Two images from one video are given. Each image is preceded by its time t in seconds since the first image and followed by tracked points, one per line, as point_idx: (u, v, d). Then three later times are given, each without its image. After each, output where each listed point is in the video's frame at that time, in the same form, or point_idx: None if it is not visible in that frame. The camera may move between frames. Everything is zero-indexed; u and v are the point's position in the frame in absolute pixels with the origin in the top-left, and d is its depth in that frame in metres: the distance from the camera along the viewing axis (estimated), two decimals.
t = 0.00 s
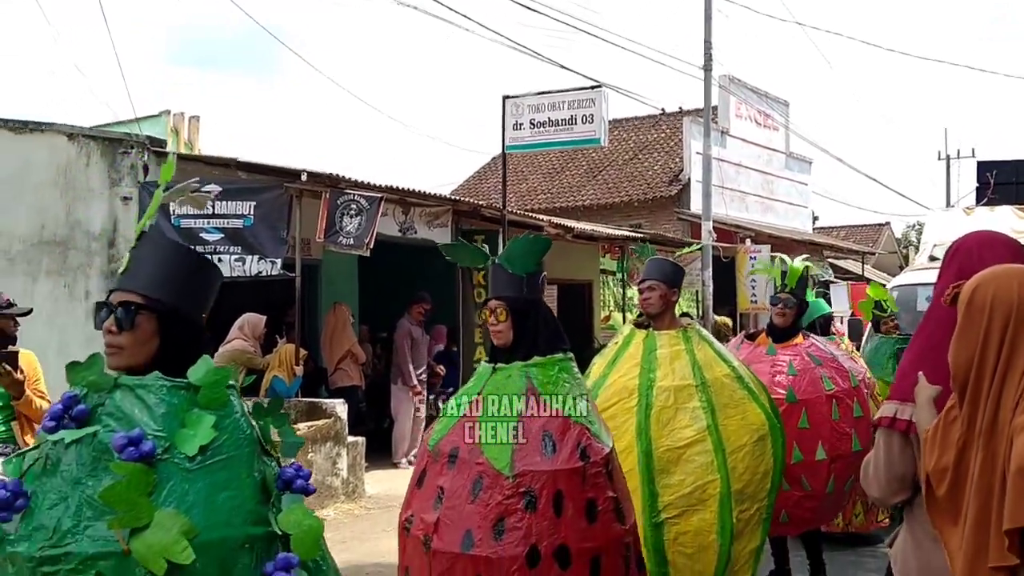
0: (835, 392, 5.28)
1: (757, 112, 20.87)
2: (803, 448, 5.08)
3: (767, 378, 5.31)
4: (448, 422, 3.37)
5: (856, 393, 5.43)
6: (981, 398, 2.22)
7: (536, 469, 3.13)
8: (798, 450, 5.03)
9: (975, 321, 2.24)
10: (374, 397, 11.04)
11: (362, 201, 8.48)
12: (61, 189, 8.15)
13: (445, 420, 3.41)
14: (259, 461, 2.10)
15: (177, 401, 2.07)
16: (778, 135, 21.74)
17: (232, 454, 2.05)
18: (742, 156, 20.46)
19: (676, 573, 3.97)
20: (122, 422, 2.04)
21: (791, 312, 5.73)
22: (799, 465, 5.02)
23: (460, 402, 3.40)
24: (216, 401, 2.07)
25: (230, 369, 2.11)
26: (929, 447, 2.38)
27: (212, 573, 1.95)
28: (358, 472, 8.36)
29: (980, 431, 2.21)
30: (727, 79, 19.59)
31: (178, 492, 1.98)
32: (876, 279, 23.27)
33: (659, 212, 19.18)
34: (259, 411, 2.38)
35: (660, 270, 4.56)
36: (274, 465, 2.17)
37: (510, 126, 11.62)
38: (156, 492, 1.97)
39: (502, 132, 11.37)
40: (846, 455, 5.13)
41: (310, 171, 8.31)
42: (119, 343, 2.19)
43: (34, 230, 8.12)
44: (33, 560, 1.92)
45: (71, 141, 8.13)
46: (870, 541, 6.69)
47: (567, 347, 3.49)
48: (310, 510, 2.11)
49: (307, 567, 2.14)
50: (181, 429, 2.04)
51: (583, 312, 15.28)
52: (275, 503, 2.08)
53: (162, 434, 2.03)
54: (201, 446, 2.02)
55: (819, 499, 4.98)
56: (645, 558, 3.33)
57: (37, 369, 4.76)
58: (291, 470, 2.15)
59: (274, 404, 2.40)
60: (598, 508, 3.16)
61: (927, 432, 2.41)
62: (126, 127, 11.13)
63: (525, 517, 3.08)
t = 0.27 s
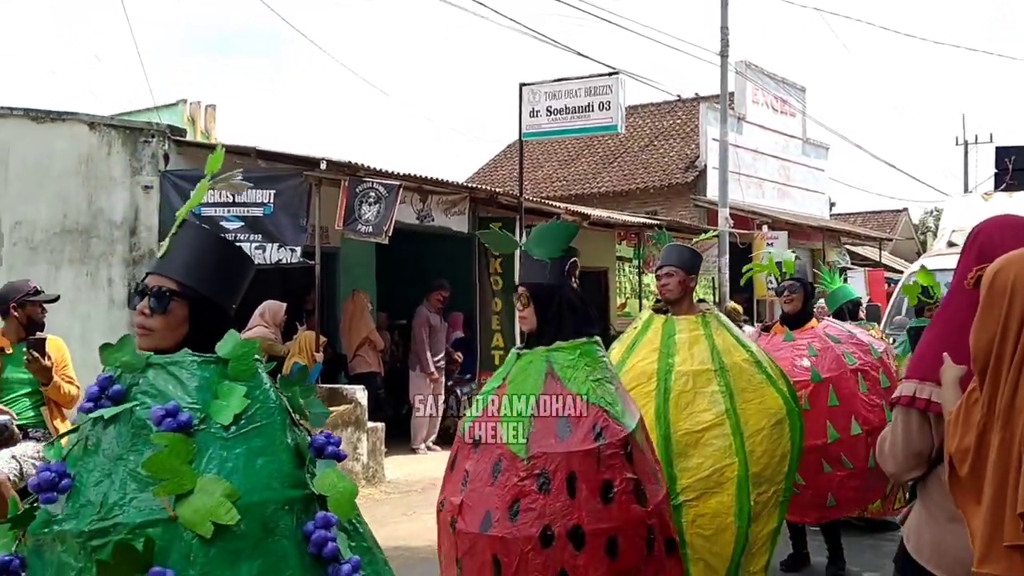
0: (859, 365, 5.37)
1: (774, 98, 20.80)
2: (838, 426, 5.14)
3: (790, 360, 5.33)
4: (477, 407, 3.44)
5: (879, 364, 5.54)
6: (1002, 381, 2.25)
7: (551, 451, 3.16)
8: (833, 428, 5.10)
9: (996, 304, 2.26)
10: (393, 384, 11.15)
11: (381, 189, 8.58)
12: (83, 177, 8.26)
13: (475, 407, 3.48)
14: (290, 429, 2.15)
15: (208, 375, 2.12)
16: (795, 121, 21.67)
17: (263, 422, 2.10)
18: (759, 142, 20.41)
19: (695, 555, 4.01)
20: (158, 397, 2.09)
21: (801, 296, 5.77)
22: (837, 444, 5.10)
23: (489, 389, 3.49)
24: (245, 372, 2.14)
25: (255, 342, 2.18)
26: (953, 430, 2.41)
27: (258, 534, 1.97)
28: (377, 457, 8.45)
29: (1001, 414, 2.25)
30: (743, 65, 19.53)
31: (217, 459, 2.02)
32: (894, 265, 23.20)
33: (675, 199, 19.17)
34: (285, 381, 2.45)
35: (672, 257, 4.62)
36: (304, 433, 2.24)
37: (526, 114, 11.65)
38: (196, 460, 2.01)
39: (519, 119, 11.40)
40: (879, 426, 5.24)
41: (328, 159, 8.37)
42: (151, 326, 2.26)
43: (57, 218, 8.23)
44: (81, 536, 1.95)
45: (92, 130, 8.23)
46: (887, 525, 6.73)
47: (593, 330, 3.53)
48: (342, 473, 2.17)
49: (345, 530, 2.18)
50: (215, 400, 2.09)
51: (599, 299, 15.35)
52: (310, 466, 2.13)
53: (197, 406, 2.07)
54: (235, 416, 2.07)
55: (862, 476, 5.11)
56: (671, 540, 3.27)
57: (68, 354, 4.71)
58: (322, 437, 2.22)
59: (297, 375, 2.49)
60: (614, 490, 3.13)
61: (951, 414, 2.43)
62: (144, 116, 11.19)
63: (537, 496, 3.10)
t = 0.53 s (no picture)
0: (867, 354, 5.36)
1: (788, 87, 20.70)
2: (844, 413, 5.17)
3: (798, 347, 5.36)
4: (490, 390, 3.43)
5: (889, 352, 5.51)
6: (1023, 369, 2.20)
7: (531, 441, 3.10)
8: (840, 416, 5.12)
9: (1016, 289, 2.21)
10: (407, 374, 11.19)
11: (395, 178, 8.55)
12: (99, 169, 8.30)
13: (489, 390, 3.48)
14: (321, 413, 2.21)
15: (244, 359, 2.16)
16: (809, 109, 21.56)
17: (297, 405, 2.15)
18: (773, 131, 20.33)
19: (711, 542, 4.03)
20: (195, 379, 2.12)
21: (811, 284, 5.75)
22: (842, 431, 5.12)
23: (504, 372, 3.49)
24: (280, 356, 2.19)
25: (289, 327, 2.23)
26: (974, 418, 2.35)
27: (296, 515, 2.01)
28: (392, 446, 8.49)
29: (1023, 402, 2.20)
30: (757, 53, 19.43)
31: (256, 441, 2.05)
32: (909, 254, 23.10)
33: (689, 188, 19.13)
34: (315, 366, 2.47)
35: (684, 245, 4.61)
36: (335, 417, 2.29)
37: (540, 103, 11.64)
38: (234, 443, 2.03)
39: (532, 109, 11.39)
40: (885, 415, 5.22)
41: (343, 149, 8.38)
42: (187, 311, 2.28)
43: (73, 210, 8.28)
44: (122, 516, 1.97)
45: (107, 122, 8.28)
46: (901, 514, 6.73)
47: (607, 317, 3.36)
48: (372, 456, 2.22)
49: (376, 513, 2.22)
50: (251, 384, 2.13)
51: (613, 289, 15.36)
52: (343, 448, 2.19)
53: (234, 389, 2.11)
54: (270, 399, 2.11)
55: (866, 464, 5.13)
56: (665, 537, 3.10)
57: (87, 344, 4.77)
58: (352, 420, 2.27)
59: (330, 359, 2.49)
60: (587, 484, 3.01)
61: (975, 401, 2.35)
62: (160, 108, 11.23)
63: (513, 482, 3.08)
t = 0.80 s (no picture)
0: (877, 345, 5.35)
1: (798, 77, 20.60)
2: (855, 406, 5.14)
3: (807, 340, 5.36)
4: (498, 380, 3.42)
5: (899, 343, 5.51)
6: None
7: (509, 429, 3.06)
8: (851, 409, 5.09)
9: None
10: (417, 365, 11.21)
11: (404, 171, 8.63)
12: (110, 162, 8.32)
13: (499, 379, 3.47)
14: (348, 426, 2.22)
15: (280, 370, 2.16)
16: (820, 100, 21.46)
17: (326, 422, 2.16)
18: (783, 122, 20.25)
19: (721, 532, 4.05)
20: (229, 389, 2.11)
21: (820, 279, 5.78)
22: (854, 424, 5.08)
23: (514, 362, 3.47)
24: (315, 371, 2.19)
25: (328, 341, 2.22)
26: (991, 408, 2.28)
27: (315, 536, 2.02)
28: (403, 438, 8.52)
29: None
30: (768, 44, 19.34)
31: (283, 457, 2.06)
32: (920, 245, 23.00)
33: (699, 179, 19.08)
34: (350, 378, 2.40)
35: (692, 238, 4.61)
36: (360, 430, 2.31)
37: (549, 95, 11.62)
38: (263, 457, 2.04)
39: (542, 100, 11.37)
40: (896, 407, 5.21)
41: (353, 142, 8.38)
42: (213, 309, 2.29)
43: (84, 203, 8.29)
44: (143, 519, 1.98)
45: (118, 115, 8.30)
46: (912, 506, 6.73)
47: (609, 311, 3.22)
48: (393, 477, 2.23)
49: (392, 535, 2.24)
50: (284, 398, 2.13)
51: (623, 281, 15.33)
52: (367, 468, 2.20)
53: (266, 402, 2.11)
54: (302, 415, 2.11)
55: (880, 457, 5.11)
56: (642, 537, 2.95)
57: (98, 336, 4.78)
58: (377, 437, 2.28)
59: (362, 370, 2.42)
60: (553, 476, 2.92)
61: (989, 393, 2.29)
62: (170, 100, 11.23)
63: (488, 471, 3.06)
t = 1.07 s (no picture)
0: (888, 345, 5.31)
1: (807, 70, 20.52)
2: (860, 404, 5.12)
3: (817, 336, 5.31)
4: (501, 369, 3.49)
5: (909, 344, 5.47)
6: None
7: (498, 417, 3.19)
8: (856, 407, 5.07)
9: None
10: (425, 358, 11.20)
11: (413, 162, 8.53)
12: (119, 154, 8.33)
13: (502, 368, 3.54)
14: (352, 401, 2.23)
15: (283, 344, 2.16)
16: (829, 92, 21.37)
17: (331, 393, 2.16)
18: (793, 114, 20.16)
19: (731, 526, 4.07)
20: (233, 363, 2.11)
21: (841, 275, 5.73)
22: (857, 422, 5.10)
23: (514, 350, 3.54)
24: (317, 343, 2.19)
25: (328, 315, 2.23)
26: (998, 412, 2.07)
27: (327, 503, 2.02)
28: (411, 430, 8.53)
29: None
30: (777, 36, 19.25)
31: (291, 427, 2.06)
32: (929, 239, 22.91)
33: (707, 172, 19.02)
34: (348, 354, 2.44)
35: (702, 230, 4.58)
36: (363, 405, 2.32)
37: (558, 87, 11.58)
38: (271, 428, 2.04)
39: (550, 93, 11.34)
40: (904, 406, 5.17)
41: (360, 133, 8.35)
42: (217, 295, 2.28)
43: (92, 195, 8.29)
44: (155, 496, 1.97)
45: (126, 107, 8.30)
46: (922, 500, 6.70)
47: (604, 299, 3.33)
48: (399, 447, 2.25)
49: (401, 505, 2.24)
50: (288, 370, 2.13)
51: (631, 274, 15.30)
52: (373, 438, 2.21)
53: (271, 374, 2.11)
54: (307, 385, 2.12)
55: (881, 455, 5.10)
56: (628, 526, 3.04)
57: (108, 328, 4.79)
58: (381, 411, 2.31)
59: (361, 350, 2.48)
60: (538, 463, 3.04)
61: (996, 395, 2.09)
62: (178, 93, 11.23)
63: (478, 456, 3.21)
